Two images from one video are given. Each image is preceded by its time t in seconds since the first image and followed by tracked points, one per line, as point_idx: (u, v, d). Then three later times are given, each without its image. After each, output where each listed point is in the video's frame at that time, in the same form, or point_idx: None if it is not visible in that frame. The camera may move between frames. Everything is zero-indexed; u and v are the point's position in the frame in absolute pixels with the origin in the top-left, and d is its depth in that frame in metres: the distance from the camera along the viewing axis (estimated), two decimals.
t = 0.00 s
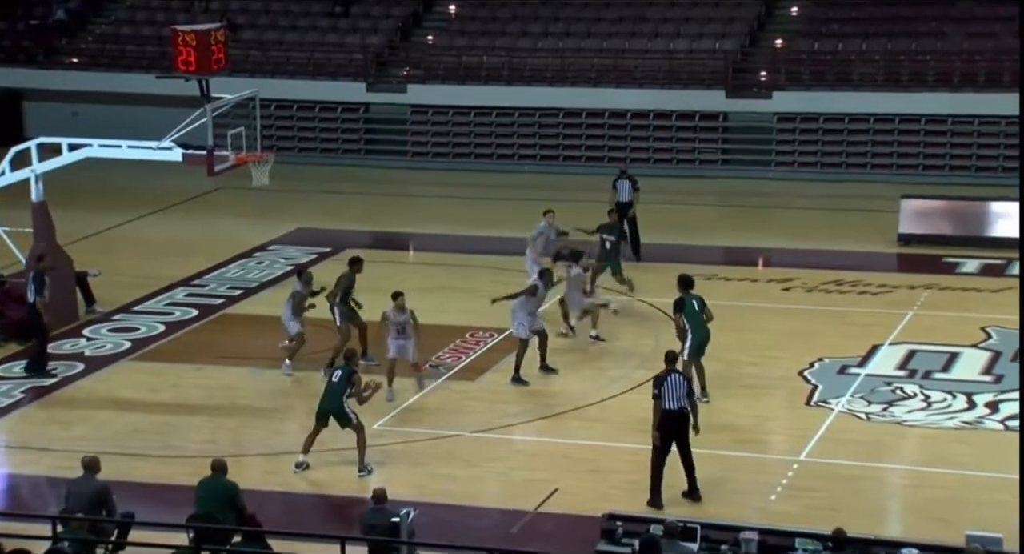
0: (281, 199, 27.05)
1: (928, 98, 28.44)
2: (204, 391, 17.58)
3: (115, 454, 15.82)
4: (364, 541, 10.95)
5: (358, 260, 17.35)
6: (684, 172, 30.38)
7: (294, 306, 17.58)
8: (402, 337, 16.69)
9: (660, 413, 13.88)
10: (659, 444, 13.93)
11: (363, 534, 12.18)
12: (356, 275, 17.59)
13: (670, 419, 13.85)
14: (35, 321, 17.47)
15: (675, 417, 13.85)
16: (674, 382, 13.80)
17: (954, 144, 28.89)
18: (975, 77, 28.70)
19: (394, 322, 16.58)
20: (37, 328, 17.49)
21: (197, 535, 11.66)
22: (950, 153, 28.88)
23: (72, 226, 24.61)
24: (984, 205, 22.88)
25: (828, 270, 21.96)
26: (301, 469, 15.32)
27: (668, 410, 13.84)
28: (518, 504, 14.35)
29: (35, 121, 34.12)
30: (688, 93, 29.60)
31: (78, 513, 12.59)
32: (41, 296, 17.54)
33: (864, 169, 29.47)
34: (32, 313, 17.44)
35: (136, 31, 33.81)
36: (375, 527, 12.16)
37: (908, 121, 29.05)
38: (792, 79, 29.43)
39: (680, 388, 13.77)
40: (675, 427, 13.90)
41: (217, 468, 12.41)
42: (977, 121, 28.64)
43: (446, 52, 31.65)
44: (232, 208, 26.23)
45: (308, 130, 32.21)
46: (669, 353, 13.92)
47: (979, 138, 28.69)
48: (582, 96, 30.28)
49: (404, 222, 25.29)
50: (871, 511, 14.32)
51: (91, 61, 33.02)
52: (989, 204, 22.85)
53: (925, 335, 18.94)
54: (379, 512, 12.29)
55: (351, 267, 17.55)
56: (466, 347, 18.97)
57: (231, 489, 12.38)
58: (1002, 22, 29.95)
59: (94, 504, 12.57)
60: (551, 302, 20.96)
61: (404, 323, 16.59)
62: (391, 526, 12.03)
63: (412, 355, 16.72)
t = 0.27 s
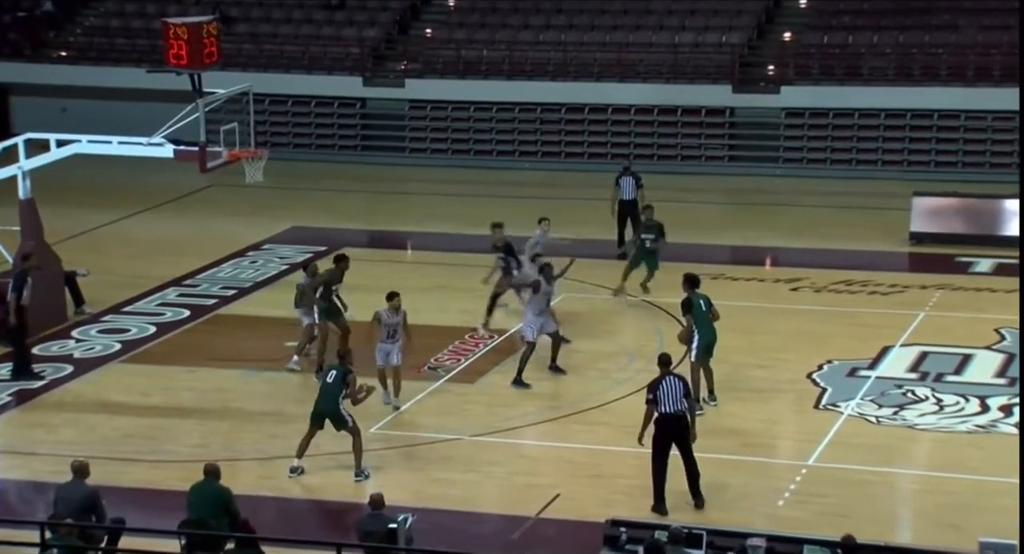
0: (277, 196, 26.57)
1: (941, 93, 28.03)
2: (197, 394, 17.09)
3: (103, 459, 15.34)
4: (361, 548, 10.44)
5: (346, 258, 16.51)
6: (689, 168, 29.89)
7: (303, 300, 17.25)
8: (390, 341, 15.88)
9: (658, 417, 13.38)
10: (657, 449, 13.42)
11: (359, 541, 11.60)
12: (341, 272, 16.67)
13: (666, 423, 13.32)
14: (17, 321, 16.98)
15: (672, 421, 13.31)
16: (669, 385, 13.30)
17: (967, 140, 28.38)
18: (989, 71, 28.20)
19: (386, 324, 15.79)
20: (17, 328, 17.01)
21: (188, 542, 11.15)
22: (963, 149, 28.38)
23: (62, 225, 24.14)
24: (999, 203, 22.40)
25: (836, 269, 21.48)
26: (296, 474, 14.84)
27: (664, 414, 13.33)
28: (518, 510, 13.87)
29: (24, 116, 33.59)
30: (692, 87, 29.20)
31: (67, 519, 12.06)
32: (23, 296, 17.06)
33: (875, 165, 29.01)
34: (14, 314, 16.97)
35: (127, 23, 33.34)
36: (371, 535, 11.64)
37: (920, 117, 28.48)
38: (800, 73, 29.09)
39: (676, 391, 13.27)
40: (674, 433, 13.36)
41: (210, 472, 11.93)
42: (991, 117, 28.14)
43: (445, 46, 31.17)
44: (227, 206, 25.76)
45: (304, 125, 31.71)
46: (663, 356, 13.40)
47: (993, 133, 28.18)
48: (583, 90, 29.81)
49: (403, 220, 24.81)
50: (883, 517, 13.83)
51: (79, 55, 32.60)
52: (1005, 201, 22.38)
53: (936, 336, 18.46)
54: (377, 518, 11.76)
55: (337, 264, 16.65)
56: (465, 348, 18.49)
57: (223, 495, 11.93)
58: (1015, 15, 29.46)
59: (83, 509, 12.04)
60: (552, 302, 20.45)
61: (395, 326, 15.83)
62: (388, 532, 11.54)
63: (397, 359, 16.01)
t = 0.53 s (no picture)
0: (276, 196, 26.53)
1: (941, 93, 28.02)
2: (196, 394, 17.04)
3: (101, 460, 15.30)
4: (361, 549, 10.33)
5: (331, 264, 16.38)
6: (690, 168, 29.85)
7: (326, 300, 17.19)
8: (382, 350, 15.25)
9: (658, 417, 13.32)
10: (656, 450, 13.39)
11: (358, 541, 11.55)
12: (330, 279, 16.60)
13: (666, 424, 13.28)
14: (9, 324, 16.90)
15: (672, 423, 13.27)
16: (671, 387, 13.23)
17: (967, 141, 28.35)
18: (990, 71, 28.16)
19: (378, 333, 15.17)
20: (10, 330, 16.94)
21: (187, 543, 11.08)
22: (964, 149, 28.36)
23: (60, 225, 24.10)
24: (1000, 203, 22.39)
25: (837, 269, 21.44)
26: (295, 474, 14.79)
27: (665, 416, 13.28)
28: (517, 511, 13.83)
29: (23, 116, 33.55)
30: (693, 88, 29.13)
31: (66, 520, 12.02)
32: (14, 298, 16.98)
33: (877, 165, 28.97)
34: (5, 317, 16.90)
35: (126, 23, 33.29)
36: (371, 535, 11.57)
37: (921, 117, 28.47)
38: (801, 73, 29.07)
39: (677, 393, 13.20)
40: (673, 434, 13.32)
41: (208, 473, 11.87)
42: (992, 117, 28.10)
43: (445, 46, 31.13)
44: (225, 206, 25.72)
45: (302, 125, 31.68)
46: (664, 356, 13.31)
47: (993, 133, 28.14)
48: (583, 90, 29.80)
49: (402, 220, 24.76)
50: (882, 518, 13.79)
51: (78, 55, 32.54)
52: (1007, 202, 22.36)
53: (937, 337, 18.41)
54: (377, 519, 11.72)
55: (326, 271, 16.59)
56: (465, 349, 18.46)
57: (223, 496, 11.86)
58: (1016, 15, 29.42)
59: (81, 510, 12.00)
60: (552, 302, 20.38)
61: (388, 335, 15.24)
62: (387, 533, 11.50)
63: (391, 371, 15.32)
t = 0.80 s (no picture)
0: (276, 196, 26.50)
1: (942, 92, 28.08)
2: (195, 394, 17.01)
3: (101, 460, 15.27)
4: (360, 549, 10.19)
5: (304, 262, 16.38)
6: (691, 169, 29.80)
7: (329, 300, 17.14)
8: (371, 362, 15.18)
9: (664, 417, 13.30)
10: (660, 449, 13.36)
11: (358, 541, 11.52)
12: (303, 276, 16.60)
13: (670, 423, 13.27)
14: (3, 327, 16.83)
15: (677, 423, 13.24)
16: (675, 386, 13.21)
17: (968, 141, 28.29)
18: (991, 70, 28.20)
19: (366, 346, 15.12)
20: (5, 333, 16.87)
21: (187, 543, 11.04)
22: (964, 149, 28.30)
23: (59, 224, 24.08)
24: (1001, 202, 22.36)
25: (838, 269, 21.40)
26: (294, 474, 14.75)
27: (669, 415, 13.26)
28: (517, 511, 13.79)
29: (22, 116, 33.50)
30: (694, 86, 29.19)
31: (66, 520, 11.99)
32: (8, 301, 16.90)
33: (877, 164, 28.91)
34: None
35: (124, 22, 33.27)
36: (371, 536, 11.53)
37: (922, 116, 28.44)
38: (801, 72, 29.14)
39: (682, 393, 13.18)
40: (677, 434, 13.31)
41: (207, 473, 11.84)
42: (992, 117, 28.05)
43: (444, 45, 31.12)
44: (224, 206, 25.69)
45: (301, 125, 31.63)
46: (670, 355, 13.30)
47: (994, 133, 28.07)
48: (583, 89, 29.84)
49: (402, 220, 24.73)
50: (883, 518, 13.76)
51: (77, 54, 32.52)
52: (1007, 201, 22.33)
53: (938, 337, 18.38)
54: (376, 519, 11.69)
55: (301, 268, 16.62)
56: (465, 349, 18.42)
57: (222, 496, 11.82)
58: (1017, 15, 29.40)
59: (80, 510, 11.98)
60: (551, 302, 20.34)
61: (376, 347, 15.16)
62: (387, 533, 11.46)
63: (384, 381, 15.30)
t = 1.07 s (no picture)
0: (275, 196, 26.47)
1: (943, 92, 28.06)
2: (194, 395, 16.97)
3: (100, 461, 15.23)
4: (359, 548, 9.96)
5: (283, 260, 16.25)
6: (691, 169, 29.75)
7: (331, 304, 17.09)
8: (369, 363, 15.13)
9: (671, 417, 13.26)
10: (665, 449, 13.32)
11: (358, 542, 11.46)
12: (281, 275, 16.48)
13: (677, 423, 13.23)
14: None
15: (682, 423, 13.20)
16: (681, 386, 13.18)
17: (969, 140, 28.21)
18: (992, 70, 28.22)
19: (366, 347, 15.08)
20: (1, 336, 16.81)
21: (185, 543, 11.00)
22: (965, 148, 28.22)
23: (57, 224, 24.04)
24: (1002, 202, 22.33)
25: (838, 269, 21.37)
26: (293, 475, 14.72)
27: (676, 415, 13.22)
28: (517, 512, 13.76)
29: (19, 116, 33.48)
30: (694, 86, 29.26)
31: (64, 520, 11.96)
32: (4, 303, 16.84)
33: (877, 164, 28.86)
34: None
35: (122, 21, 33.24)
36: (370, 536, 11.49)
37: (922, 116, 28.40)
38: (802, 72, 29.14)
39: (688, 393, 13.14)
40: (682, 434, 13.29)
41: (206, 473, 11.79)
42: (993, 116, 27.99)
43: (443, 44, 31.12)
44: (223, 205, 25.65)
45: (299, 126, 31.59)
46: (678, 356, 13.24)
47: (994, 133, 28.00)
48: (582, 89, 29.83)
49: (402, 219, 24.69)
50: (883, 518, 13.73)
51: (75, 53, 32.52)
52: (1008, 201, 22.29)
53: (939, 337, 18.35)
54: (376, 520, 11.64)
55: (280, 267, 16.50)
56: (464, 349, 18.39)
57: (221, 497, 11.79)
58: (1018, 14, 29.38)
59: (80, 509, 11.97)
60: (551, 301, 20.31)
61: (375, 349, 15.11)
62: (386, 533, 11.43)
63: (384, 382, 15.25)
